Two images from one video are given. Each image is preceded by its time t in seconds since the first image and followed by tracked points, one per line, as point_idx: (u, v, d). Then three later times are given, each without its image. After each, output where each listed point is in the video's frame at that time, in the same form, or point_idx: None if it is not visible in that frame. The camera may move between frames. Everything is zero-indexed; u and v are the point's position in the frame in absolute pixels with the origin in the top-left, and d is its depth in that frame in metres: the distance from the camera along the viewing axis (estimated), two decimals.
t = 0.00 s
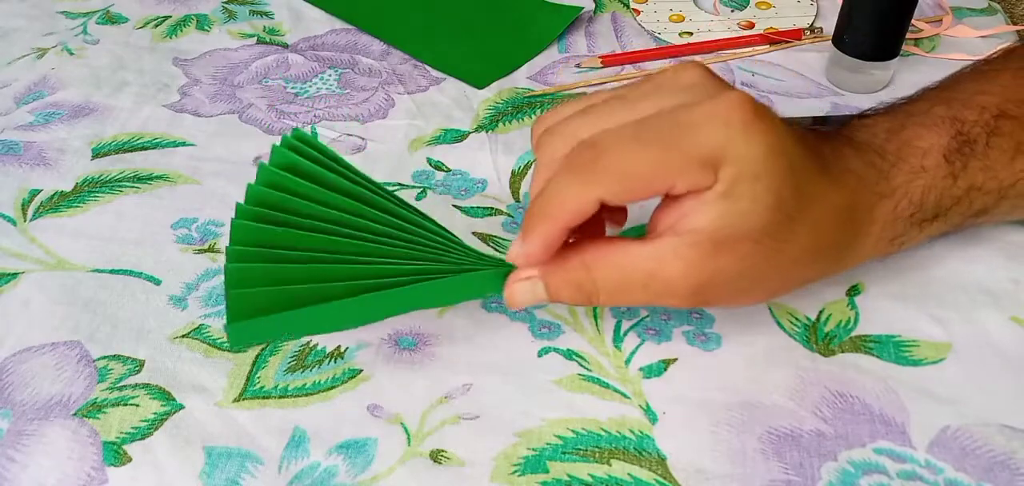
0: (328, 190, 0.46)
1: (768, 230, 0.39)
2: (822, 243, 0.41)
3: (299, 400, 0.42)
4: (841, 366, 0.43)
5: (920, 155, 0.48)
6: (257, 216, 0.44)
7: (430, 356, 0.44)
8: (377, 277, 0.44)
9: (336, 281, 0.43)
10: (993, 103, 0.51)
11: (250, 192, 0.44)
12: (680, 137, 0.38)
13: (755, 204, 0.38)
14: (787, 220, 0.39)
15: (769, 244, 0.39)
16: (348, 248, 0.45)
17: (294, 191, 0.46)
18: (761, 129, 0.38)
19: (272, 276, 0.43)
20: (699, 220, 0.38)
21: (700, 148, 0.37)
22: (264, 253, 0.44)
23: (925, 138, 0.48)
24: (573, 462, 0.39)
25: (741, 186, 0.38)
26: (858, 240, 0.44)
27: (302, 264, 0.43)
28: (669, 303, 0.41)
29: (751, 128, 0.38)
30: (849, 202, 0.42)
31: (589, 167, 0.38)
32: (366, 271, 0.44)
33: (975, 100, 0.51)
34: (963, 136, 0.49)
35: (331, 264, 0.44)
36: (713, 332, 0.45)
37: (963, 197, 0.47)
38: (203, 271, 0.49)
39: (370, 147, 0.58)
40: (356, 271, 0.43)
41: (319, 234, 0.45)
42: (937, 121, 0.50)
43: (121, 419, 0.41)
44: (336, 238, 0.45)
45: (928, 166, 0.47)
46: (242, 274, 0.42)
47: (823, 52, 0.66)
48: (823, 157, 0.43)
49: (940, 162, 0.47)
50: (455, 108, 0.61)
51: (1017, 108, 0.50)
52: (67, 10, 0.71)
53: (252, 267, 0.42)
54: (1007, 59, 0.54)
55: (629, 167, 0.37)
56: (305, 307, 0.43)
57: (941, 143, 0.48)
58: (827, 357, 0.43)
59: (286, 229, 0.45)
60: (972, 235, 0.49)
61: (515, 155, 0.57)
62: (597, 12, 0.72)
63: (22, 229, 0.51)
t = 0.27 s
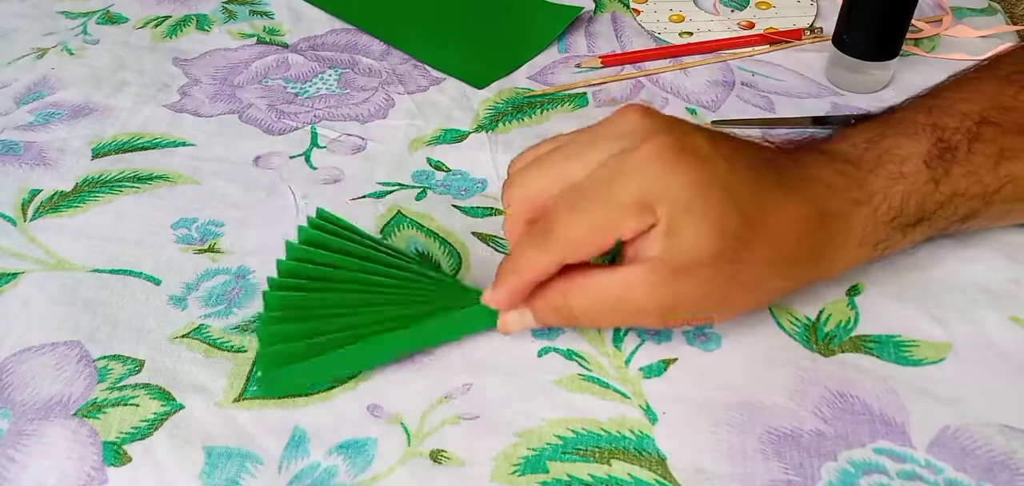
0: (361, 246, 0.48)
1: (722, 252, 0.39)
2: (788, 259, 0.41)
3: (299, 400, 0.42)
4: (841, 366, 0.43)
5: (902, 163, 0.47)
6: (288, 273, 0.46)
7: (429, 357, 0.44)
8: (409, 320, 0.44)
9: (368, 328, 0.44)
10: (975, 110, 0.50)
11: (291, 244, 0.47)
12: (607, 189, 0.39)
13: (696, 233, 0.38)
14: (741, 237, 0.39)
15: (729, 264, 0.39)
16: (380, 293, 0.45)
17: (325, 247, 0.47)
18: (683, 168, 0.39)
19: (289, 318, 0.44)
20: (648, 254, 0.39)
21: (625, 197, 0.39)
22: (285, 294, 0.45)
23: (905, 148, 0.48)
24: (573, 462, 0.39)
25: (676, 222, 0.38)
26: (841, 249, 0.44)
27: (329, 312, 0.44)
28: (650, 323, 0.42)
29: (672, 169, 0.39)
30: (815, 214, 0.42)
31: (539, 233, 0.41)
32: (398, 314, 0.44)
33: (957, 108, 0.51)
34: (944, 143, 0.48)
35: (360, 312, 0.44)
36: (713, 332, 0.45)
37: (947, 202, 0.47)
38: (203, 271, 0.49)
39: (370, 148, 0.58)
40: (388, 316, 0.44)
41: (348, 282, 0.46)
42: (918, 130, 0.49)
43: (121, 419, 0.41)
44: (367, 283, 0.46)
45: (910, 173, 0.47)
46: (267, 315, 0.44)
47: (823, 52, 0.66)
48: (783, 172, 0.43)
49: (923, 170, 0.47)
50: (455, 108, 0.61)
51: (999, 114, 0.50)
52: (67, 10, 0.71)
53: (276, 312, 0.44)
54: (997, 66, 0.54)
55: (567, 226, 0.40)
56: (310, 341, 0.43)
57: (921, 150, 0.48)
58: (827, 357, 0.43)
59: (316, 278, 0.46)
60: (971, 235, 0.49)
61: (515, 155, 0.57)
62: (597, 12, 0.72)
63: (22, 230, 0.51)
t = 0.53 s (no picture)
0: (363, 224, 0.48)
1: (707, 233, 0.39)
2: (776, 243, 0.42)
3: (299, 400, 0.42)
4: (841, 367, 0.43)
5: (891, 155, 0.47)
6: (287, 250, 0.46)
7: (429, 357, 0.44)
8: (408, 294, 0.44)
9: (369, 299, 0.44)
10: (968, 106, 0.50)
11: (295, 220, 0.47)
12: (594, 168, 0.40)
13: (683, 212, 0.39)
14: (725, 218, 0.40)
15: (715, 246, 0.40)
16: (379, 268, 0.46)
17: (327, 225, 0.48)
18: (671, 148, 0.40)
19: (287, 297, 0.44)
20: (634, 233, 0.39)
21: (611, 175, 0.39)
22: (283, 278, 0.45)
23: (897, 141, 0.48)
24: (573, 462, 0.39)
25: (663, 201, 0.39)
26: (832, 238, 0.44)
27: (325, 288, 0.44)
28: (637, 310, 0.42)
29: (659, 147, 0.40)
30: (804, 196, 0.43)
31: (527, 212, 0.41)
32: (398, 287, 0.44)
33: (950, 105, 0.50)
34: (935, 136, 0.48)
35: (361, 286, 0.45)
36: (713, 332, 0.45)
37: (938, 194, 0.47)
38: (203, 271, 0.49)
39: (370, 148, 0.58)
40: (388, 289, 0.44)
41: (347, 259, 0.46)
42: (913, 124, 0.49)
43: (121, 419, 0.41)
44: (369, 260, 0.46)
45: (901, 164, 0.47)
46: (259, 293, 0.44)
47: (823, 52, 0.66)
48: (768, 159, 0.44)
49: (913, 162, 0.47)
50: (455, 108, 0.61)
51: (992, 109, 0.50)
52: (67, 10, 0.71)
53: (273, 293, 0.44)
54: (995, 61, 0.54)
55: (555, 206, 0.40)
56: (304, 318, 0.43)
57: (912, 143, 0.48)
58: (827, 357, 0.43)
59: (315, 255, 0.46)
60: (971, 235, 0.49)
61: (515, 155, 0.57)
62: (597, 12, 0.72)
63: (22, 230, 0.51)
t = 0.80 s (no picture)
0: (372, 244, 0.48)
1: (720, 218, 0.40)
2: (789, 223, 0.41)
3: (299, 400, 0.42)
4: (841, 367, 0.43)
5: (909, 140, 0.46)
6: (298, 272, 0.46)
7: (429, 357, 0.44)
8: (420, 310, 0.44)
9: (377, 317, 0.44)
10: (987, 88, 0.50)
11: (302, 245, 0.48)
12: (598, 163, 0.41)
13: (693, 199, 0.39)
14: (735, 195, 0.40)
15: (725, 231, 0.40)
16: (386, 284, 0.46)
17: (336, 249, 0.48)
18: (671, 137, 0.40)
19: (299, 317, 0.44)
20: (648, 222, 0.39)
21: (612, 168, 0.40)
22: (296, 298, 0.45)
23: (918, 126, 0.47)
24: (573, 462, 0.39)
25: (667, 187, 0.39)
26: (854, 213, 0.45)
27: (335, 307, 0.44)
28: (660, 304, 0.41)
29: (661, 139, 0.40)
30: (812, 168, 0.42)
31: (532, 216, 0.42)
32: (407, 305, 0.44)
33: (969, 86, 0.50)
34: (957, 116, 0.48)
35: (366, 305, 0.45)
36: (713, 333, 0.45)
37: (959, 175, 0.47)
38: (203, 271, 0.49)
39: (370, 148, 0.58)
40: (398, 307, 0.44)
41: (352, 271, 0.46)
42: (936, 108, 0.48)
43: (121, 419, 0.41)
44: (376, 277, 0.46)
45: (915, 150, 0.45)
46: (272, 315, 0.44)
47: (823, 52, 0.66)
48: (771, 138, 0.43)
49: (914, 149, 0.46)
50: (455, 108, 0.61)
51: (1011, 91, 0.49)
52: (67, 10, 0.71)
53: (286, 314, 0.44)
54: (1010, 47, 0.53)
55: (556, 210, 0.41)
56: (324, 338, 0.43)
57: (934, 122, 0.47)
58: (827, 357, 0.43)
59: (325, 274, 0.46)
60: (971, 235, 0.49)
61: (515, 155, 0.57)
62: (597, 12, 0.72)
63: (22, 230, 0.51)
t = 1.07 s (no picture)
0: (371, 243, 0.48)
1: None
2: (978, 212, 0.36)
3: (298, 401, 0.42)
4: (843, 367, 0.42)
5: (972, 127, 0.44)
6: (297, 273, 0.46)
7: (429, 357, 0.44)
8: (420, 311, 0.44)
9: (376, 318, 0.43)
10: None
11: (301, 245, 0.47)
12: (869, 191, 0.39)
13: (1009, 224, 0.36)
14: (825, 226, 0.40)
15: None
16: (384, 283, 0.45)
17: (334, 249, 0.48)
18: (958, 151, 0.38)
19: (298, 318, 0.44)
20: (962, 270, 0.35)
21: (910, 201, 0.37)
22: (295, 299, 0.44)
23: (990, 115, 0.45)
24: (575, 463, 0.39)
25: (949, 230, 0.36)
26: None
27: (334, 307, 0.44)
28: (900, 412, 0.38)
29: (943, 152, 0.38)
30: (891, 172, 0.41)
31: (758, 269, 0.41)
32: (406, 306, 0.44)
33: None
34: None
35: (366, 305, 0.44)
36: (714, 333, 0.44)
37: None
38: (201, 272, 0.48)
39: (369, 147, 0.57)
40: (397, 308, 0.44)
41: (352, 268, 0.46)
42: None
43: (119, 420, 0.41)
44: (376, 276, 0.45)
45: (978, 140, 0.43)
46: (270, 316, 0.44)
47: (824, 51, 0.65)
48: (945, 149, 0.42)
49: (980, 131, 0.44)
50: (455, 107, 0.61)
51: None
52: (66, 9, 0.71)
53: (284, 315, 0.44)
54: None
55: (837, 275, 0.38)
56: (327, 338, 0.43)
57: None
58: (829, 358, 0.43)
59: (323, 274, 0.46)
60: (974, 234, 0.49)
61: (515, 154, 0.57)
62: (598, 11, 0.71)
63: (20, 230, 0.51)
